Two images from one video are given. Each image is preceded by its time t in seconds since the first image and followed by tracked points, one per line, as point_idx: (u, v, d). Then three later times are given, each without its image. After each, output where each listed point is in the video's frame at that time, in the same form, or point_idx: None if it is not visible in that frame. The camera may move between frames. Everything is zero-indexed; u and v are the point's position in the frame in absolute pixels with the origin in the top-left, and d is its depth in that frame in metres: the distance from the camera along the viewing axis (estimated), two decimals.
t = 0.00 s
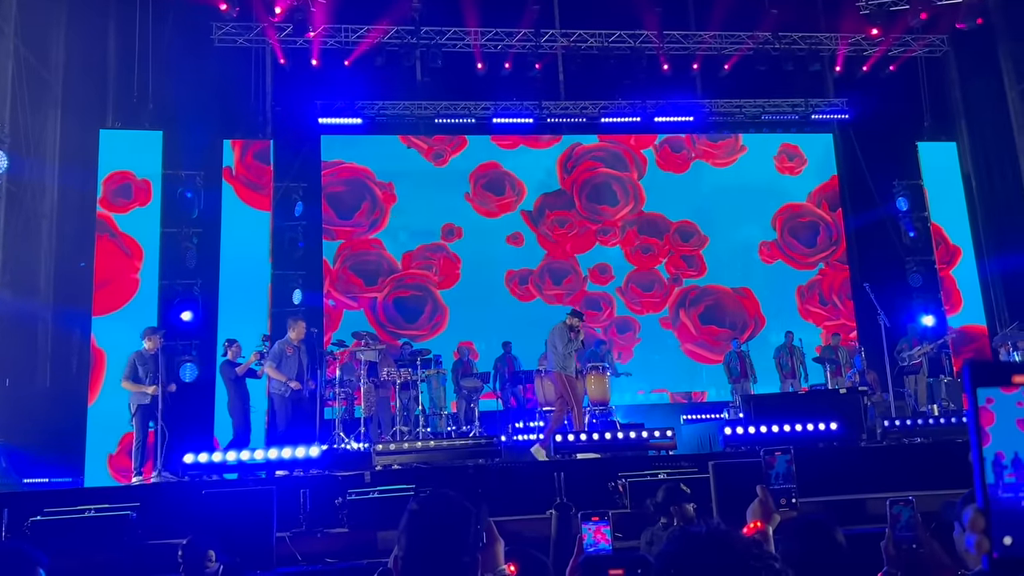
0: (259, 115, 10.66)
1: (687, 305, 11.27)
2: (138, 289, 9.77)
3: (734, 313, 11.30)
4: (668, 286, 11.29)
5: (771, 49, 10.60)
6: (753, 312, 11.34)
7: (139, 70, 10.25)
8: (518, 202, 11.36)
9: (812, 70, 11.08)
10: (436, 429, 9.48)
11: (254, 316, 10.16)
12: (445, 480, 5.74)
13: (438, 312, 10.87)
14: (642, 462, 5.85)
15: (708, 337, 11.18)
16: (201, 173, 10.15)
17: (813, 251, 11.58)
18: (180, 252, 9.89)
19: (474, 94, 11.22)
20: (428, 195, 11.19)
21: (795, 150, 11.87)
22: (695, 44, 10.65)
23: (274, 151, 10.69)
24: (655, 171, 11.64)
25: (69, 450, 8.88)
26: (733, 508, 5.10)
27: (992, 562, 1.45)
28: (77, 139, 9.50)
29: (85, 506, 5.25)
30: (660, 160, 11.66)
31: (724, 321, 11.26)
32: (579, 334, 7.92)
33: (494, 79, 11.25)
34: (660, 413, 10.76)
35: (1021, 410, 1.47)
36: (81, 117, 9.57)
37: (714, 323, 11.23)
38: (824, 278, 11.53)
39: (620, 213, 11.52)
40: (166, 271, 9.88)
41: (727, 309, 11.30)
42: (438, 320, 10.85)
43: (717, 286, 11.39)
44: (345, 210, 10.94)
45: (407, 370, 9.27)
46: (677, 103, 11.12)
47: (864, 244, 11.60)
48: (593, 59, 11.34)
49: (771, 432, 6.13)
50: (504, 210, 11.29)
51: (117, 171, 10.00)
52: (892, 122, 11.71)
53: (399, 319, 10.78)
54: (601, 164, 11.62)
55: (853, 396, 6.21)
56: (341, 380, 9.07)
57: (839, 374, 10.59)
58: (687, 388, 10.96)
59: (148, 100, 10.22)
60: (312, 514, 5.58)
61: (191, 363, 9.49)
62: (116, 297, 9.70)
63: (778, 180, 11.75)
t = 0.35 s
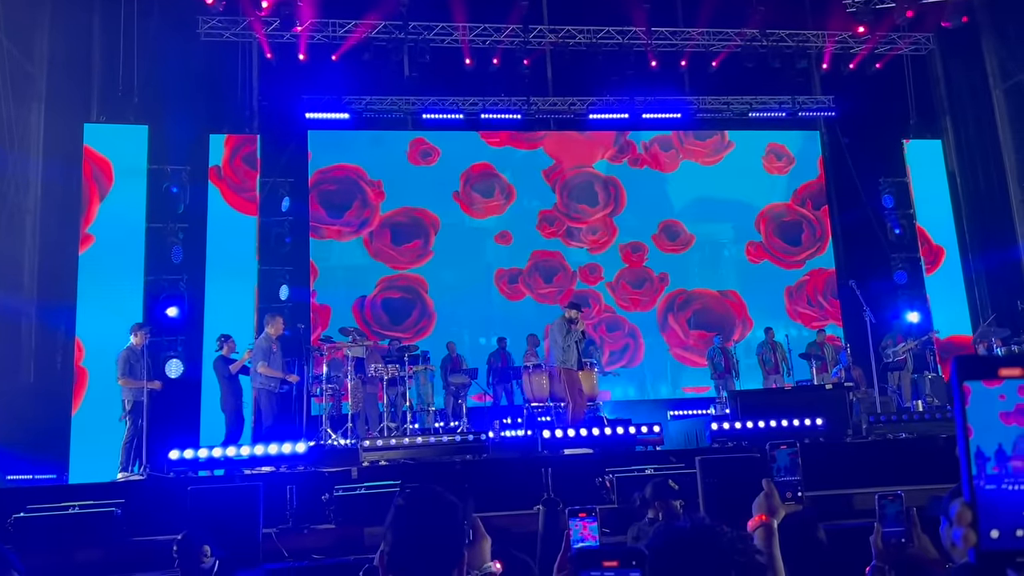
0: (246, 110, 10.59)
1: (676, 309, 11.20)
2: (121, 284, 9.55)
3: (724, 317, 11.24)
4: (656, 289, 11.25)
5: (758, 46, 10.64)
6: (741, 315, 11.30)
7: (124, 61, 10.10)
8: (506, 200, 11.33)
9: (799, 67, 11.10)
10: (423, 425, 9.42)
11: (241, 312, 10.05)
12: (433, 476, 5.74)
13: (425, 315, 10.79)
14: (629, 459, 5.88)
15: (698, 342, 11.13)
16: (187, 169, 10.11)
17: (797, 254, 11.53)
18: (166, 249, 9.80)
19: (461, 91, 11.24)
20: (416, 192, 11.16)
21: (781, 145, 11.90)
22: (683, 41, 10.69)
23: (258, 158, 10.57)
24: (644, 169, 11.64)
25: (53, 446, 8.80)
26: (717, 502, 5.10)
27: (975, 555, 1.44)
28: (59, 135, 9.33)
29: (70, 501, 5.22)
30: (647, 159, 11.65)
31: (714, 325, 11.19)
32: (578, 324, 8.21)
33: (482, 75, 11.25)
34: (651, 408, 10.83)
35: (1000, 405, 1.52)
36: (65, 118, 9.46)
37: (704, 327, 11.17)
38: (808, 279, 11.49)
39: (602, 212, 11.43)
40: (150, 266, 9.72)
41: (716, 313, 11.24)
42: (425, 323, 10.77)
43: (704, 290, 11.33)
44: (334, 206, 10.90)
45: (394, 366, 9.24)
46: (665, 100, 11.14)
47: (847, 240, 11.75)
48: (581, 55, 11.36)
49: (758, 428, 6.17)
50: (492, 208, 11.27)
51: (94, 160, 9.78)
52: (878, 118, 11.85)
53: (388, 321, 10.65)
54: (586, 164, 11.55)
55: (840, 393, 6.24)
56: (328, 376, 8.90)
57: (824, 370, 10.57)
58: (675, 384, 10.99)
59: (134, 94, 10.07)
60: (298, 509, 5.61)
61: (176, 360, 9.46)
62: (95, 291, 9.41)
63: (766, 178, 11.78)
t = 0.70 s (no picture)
0: (232, 104, 10.54)
1: (663, 314, 11.19)
2: (104, 279, 9.44)
3: (709, 318, 11.25)
4: (644, 290, 11.25)
5: (744, 43, 10.68)
6: (730, 316, 11.32)
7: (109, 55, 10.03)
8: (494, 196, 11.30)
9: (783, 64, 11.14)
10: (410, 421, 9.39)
11: (224, 309, 9.98)
12: (419, 472, 5.73)
13: (411, 314, 10.74)
14: (616, 454, 5.89)
15: (685, 346, 11.13)
16: (172, 163, 10.01)
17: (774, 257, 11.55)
18: (151, 243, 9.75)
19: (449, 85, 11.24)
20: (402, 186, 11.11)
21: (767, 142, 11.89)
22: (669, 37, 10.73)
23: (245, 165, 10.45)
24: (631, 165, 11.65)
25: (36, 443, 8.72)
26: (702, 494, 5.14)
27: (970, 547, 1.47)
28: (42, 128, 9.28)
29: (53, 497, 5.17)
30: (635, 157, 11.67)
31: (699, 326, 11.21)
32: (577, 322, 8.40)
33: (469, 70, 11.24)
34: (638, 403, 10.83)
35: (989, 399, 1.49)
36: (48, 110, 9.33)
37: (690, 331, 11.18)
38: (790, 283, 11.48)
39: (581, 211, 11.41)
40: (134, 259, 9.69)
41: (702, 314, 11.25)
42: (411, 322, 10.71)
43: (687, 295, 11.32)
44: (320, 202, 10.80)
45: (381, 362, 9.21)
46: (652, 96, 11.15)
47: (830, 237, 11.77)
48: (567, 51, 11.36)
49: (744, 423, 6.18)
50: (479, 204, 11.24)
51: (82, 157, 9.69)
52: (863, 113, 11.96)
53: (372, 323, 10.59)
54: (570, 162, 11.56)
55: (825, 387, 6.27)
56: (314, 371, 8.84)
57: (809, 366, 10.64)
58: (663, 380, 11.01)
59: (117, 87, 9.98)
60: (285, 505, 5.61)
61: (161, 355, 9.33)
62: (79, 285, 9.33)
63: (753, 175, 11.79)
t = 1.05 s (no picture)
0: (218, 97, 10.44)
1: (651, 317, 11.20)
2: (87, 276, 9.38)
3: (695, 317, 11.25)
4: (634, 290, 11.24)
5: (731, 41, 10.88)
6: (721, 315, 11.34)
7: (93, 49, 10.03)
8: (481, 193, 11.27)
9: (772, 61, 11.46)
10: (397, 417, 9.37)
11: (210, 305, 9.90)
12: (405, 468, 5.72)
13: (397, 311, 10.70)
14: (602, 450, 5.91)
15: (672, 350, 11.14)
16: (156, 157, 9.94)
17: (750, 253, 11.54)
18: (136, 238, 9.55)
19: (436, 81, 11.24)
20: (388, 183, 11.03)
21: (751, 138, 11.87)
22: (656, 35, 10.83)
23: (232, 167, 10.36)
24: (617, 163, 11.62)
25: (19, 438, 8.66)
26: (689, 490, 5.16)
27: (955, 541, 1.44)
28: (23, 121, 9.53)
29: (36, 494, 5.13)
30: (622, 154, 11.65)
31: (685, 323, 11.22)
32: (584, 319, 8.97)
33: (456, 66, 11.25)
34: (624, 399, 10.81)
35: (972, 395, 1.46)
36: (31, 106, 9.61)
37: (677, 336, 11.18)
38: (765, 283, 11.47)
39: (555, 210, 11.38)
40: (118, 254, 9.56)
41: (688, 312, 11.25)
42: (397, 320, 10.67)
43: (677, 299, 11.30)
44: (306, 198, 10.66)
45: (366, 359, 9.15)
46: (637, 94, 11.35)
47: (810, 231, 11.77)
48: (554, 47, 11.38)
49: (730, 419, 6.19)
50: (466, 202, 11.19)
51: (70, 155, 9.62)
52: (851, 112, 12.03)
53: (356, 323, 10.51)
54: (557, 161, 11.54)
55: (809, 383, 6.30)
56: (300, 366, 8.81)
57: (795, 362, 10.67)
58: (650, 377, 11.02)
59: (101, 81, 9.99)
60: (269, 503, 5.61)
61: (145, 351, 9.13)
62: (66, 282, 9.28)
63: (742, 173, 11.74)
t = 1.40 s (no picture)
0: (206, 92, 10.33)
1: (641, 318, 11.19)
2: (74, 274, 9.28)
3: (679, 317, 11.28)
4: (624, 292, 11.26)
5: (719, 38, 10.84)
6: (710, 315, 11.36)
7: (78, 42, 9.91)
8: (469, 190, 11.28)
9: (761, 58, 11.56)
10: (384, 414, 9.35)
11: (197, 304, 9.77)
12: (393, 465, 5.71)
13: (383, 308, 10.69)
14: (590, 447, 5.93)
15: (660, 356, 11.13)
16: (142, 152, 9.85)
17: (714, 248, 11.59)
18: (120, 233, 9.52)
19: (424, 77, 11.20)
20: (378, 180, 11.03)
21: (717, 135, 11.95)
22: (645, 32, 10.77)
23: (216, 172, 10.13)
24: (604, 161, 11.67)
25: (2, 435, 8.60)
26: (674, 483, 5.19)
27: (955, 534, 1.47)
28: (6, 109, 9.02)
29: (20, 491, 5.10)
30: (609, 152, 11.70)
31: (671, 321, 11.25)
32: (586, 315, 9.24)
33: (444, 62, 11.21)
34: (612, 397, 10.83)
35: (966, 389, 1.48)
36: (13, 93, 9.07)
37: (665, 342, 11.18)
38: (729, 278, 11.52)
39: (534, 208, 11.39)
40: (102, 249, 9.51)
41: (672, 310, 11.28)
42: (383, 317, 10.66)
43: (662, 303, 11.31)
44: (296, 195, 10.68)
45: (354, 355, 9.13)
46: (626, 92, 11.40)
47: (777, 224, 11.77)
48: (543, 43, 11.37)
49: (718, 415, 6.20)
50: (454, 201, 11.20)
51: (58, 152, 9.47)
52: (839, 113, 12.09)
53: (339, 324, 10.49)
54: (543, 160, 11.54)
55: (796, 380, 6.33)
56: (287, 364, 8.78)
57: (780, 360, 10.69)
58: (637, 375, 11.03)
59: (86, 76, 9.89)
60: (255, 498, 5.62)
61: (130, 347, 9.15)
62: (51, 278, 9.17)
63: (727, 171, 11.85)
